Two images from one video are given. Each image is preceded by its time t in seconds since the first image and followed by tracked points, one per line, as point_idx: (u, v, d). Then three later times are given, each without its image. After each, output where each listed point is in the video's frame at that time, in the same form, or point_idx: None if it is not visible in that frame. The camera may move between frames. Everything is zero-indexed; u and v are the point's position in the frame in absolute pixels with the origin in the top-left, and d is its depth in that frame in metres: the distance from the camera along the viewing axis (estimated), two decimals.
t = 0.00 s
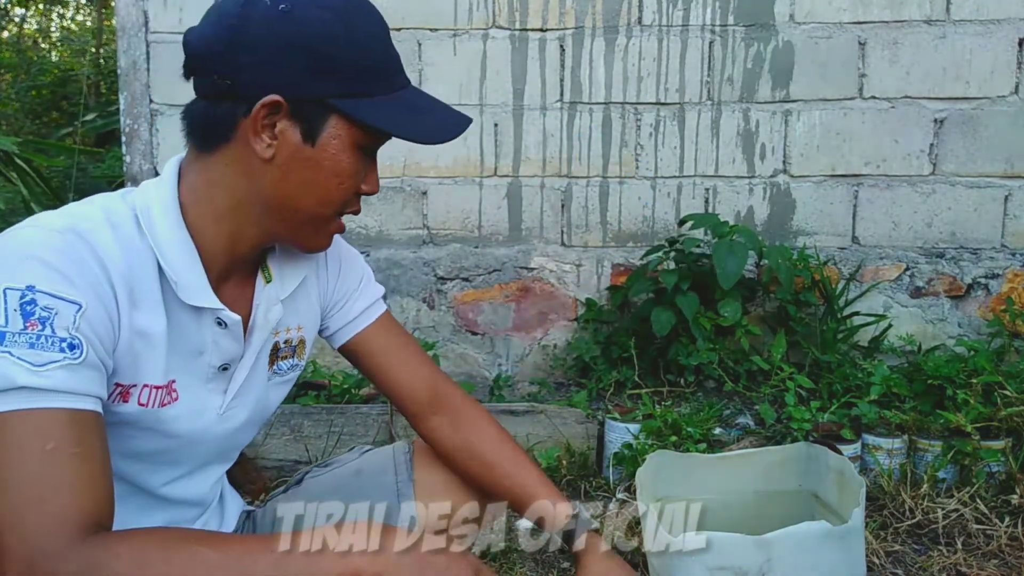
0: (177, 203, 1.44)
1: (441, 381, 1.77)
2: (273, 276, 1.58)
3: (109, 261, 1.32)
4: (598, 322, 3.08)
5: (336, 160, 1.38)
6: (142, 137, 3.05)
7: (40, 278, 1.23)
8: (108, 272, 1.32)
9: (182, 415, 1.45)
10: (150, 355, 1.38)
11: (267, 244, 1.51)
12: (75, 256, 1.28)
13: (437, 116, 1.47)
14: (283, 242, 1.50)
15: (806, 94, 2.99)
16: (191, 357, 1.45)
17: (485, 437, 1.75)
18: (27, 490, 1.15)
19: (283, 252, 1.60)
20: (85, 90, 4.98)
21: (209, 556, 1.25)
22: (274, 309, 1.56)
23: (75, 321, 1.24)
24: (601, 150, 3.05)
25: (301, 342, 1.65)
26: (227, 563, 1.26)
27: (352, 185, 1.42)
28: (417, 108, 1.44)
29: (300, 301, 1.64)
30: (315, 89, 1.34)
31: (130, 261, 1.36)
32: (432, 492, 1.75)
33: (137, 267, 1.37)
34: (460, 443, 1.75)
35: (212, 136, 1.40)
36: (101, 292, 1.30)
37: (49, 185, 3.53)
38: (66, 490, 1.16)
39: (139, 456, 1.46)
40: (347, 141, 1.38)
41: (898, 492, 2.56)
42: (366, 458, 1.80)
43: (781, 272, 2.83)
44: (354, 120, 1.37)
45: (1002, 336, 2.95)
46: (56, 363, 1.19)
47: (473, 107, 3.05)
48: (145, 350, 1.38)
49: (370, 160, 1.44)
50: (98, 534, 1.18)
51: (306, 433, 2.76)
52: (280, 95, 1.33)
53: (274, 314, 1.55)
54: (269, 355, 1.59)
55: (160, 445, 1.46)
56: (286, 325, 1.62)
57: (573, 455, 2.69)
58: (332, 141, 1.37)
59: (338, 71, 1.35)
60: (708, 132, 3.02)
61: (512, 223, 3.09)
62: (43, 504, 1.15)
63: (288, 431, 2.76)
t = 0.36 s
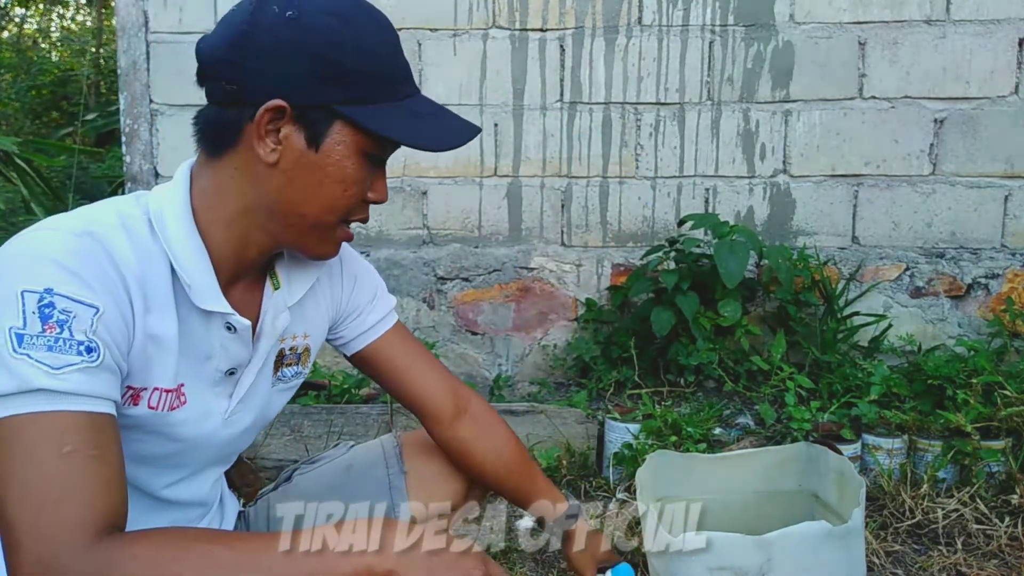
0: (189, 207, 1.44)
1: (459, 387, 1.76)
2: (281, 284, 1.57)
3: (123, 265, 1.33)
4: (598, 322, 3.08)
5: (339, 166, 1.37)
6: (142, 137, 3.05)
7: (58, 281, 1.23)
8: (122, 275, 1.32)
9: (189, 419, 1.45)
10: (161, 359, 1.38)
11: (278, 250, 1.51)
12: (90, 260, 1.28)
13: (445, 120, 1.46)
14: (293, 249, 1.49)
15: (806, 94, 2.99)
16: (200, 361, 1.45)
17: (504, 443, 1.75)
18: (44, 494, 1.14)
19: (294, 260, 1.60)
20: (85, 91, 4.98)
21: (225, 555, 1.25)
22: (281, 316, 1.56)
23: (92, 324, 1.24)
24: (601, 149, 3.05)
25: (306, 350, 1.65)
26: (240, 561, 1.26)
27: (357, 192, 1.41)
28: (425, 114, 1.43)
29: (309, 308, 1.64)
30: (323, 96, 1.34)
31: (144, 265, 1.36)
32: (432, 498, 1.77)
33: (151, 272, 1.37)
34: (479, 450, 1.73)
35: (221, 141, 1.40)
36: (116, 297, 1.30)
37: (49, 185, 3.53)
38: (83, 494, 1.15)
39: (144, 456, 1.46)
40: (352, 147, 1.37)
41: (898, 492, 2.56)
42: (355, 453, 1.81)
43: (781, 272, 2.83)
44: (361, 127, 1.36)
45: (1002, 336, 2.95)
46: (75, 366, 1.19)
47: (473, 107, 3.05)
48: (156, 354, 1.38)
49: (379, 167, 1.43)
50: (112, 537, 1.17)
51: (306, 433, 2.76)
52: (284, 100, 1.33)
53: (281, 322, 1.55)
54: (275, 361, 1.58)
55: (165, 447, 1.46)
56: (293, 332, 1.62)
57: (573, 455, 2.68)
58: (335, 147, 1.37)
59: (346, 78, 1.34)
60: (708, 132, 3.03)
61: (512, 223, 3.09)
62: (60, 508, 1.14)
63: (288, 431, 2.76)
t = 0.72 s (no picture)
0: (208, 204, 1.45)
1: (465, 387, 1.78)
2: (295, 283, 1.58)
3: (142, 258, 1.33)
4: (599, 322, 3.08)
5: (339, 161, 1.36)
6: (142, 137, 3.05)
7: (79, 271, 1.24)
8: (141, 267, 1.33)
9: (201, 413, 1.45)
10: (176, 352, 1.38)
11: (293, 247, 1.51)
12: (109, 252, 1.29)
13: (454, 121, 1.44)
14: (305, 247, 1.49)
15: (806, 94, 2.99)
16: (213, 356, 1.45)
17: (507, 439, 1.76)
18: (57, 480, 1.14)
19: (309, 258, 1.60)
20: (85, 91, 4.98)
21: (229, 549, 1.25)
22: (295, 314, 1.56)
23: (111, 315, 1.24)
24: (601, 149, 3.05)
25: (318, 348, 1.64)
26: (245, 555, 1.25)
27: (361, 188, 1.40)
28: (432, 113, 1.42)
29: (322, 306, 1.64)
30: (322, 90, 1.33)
31: (163, 259, 1.37)
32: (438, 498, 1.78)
33: (169, 266, 1.37)
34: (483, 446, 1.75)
35: (233, 139, 1.41)
36: (135, 289, 1.30)
37: (49, 185, 3.53)
38: (94, 481, 1.16)
39: (155, 446, 1.45)
40: (354, 142, 1.36)
41: (898, 492, 2.56)
42: (361, 451, 1.80)
43: (780, 271, 2.82)
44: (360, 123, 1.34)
45: (1002, 336, 2.95)
46: (92, 355, 1.19)
47: (473, 107, 3.05)
48: (172, 347, 1.38)
49: (385, 164, 1.42)
50: (119, 527, 1.17)
51: (306, 433, 2.76)
52: (285, 95, 1.33)
53: (295, 320, 1.55)
54: (287, 358, 1.58)
55: (176, 438, 1.46)
56: (305, 330, 1.61)
57: (573, 455, 2.69)
58: (335, 141, 1.35)
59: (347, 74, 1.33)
60: (708, 132, 3.02)
61: (512, 223, 3.09)
62: (72, 494, 1.14)
63: (288, 431, 2.76)
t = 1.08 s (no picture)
0: (207, 201, 1.46)
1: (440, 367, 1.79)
2: (299, 280, 1.58)
3: (149, 257, 1.33)
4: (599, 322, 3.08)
5: (261, 118, 1.37)
6: (142, 137, 3.05)
7: (88, 272, 1.24)
8: (149, 264, 1.33)
9: (208, 410, 1.44)
10: (184, 349, 1.38)
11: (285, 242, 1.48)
12: (116, 253, 1.29)
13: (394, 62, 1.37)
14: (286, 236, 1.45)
15: (806, 94, 2.99)
16: (220, 353, 1.44)
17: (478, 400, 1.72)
18: (68, 479, 1.13)
19: (309, 257, 1.61)
20: (85, 91, 4.98)
21: (241, 547, 1.23)
22: (300, 311, 1.56)
23: (121, 315, 1.25)
24: (601, 149, 3.05)
25: (322, 344, 1.65)
26: (257, 555, 1.23)
27: (288, 146, 1.36)
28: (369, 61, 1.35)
29: (325, 304, 1.65)
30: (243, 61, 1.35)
31: (170, 258, 1.37)
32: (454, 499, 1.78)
33: (175, 264, 1.37)
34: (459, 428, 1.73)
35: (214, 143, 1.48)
36: (143, 289, 1.30)
37: (49, 185, 3.53)
38: (105, 479, 1.15)
39: (160, 443, 1.45)
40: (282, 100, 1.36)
41: (898, 492, 2.56)
42: (370, 450, 1.82)
43: (781, 271, 2.82)
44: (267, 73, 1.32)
45: (1002, 336, 2.95)
46: (102, 354, 1.19)
47: (473, 107, 3.05)
48: (180, 344, 1.38)
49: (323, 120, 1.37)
50: (133, 523, 1.16)
51: (306, 433, 2.76)
52: (215, 75, 1.42)
53: (299, 317, 1.55)
54: (293, 355, 1.58)
55: (182, 435, 1.45)
56: (310, 327, 1.61)
57: (573, 455, 2.70)
58: (256, 101, 1.37)
59: (273, 34, 1.32)
60: (708, 132, 3.03)
61: (512, 223, 3.09)
62: (83, 492, 1.14)
63: (288, 430, 2.76)
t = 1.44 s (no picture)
0: (183, 202, 1.46)
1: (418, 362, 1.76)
2: (285, 280, 1.56)
3: (119, 254, 1.34)
4: (598, 322, 3.08)
5: (205, 111, 1.37)
6: (142, 137, 3.05)
7: (58, 272, 1.24)
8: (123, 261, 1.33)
9: (188, 410, 1.43)
10: (161, 346, 1.38)
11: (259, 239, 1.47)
12: (84, 249, 1.29)
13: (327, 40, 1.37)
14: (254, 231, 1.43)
15: (806, 94, 2.99)
16: (199, 352, 1.43)
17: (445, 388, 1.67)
18: (68, 474, 1.16)
19: (294, 257, 1.60)
20: (85, 91, 4.98)
21: (241, 496, 1.25)
22: (285, 311, 1.54)
23: (93, 312, 1.25)
24: (601, 149, 3.05)
25: (314, 346, 1.63)
26: (259, 502, 1.25)
27: (231, 133, 1.36)
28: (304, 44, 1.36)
29: (313, 305, 1.63)
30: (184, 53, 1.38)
31: (144, 255, 1.37)
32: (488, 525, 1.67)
33: (148, 260, 1.37)
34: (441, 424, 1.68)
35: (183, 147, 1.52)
36: (114, 285, 1.30)
37: (50, 185, 3.53)
38: (104, 470, 1.17)
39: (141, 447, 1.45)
40: (219, 89, 1.36)
41: (898, 492, 2.56)
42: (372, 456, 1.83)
43: (780, 271, 2.82)
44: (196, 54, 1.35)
45: (1002, 336, 2.95)
46: (78, 353, 1.20)
47: (473, 107, 3.05)
48: (155, 342, 1.38)
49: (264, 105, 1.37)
50: (138, 509, 1.19)
51: (306, 433, 2.76)
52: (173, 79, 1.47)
53: (284, 317, 1.53)
54: (281, 357, 1.56)
55: (163, 438, 1.44)
56: (299, 328, 1.60)
57: (573, 455, 2.69)
58: (200, 96, 1.38)
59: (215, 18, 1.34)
60: (708, 132, 3.02)
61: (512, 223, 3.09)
62: (84, 486, 1.16)
63: (288, 431, 2.76)
